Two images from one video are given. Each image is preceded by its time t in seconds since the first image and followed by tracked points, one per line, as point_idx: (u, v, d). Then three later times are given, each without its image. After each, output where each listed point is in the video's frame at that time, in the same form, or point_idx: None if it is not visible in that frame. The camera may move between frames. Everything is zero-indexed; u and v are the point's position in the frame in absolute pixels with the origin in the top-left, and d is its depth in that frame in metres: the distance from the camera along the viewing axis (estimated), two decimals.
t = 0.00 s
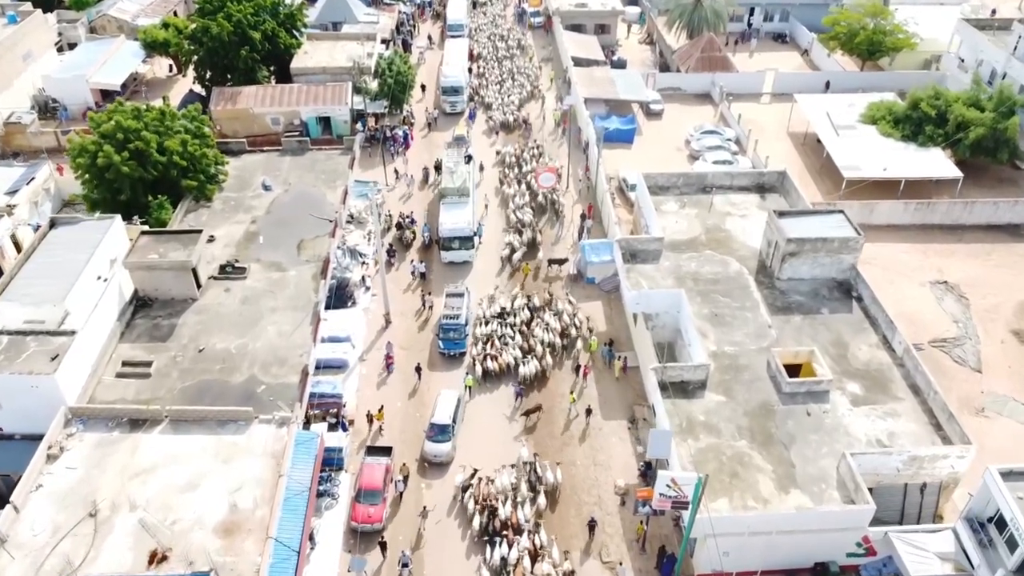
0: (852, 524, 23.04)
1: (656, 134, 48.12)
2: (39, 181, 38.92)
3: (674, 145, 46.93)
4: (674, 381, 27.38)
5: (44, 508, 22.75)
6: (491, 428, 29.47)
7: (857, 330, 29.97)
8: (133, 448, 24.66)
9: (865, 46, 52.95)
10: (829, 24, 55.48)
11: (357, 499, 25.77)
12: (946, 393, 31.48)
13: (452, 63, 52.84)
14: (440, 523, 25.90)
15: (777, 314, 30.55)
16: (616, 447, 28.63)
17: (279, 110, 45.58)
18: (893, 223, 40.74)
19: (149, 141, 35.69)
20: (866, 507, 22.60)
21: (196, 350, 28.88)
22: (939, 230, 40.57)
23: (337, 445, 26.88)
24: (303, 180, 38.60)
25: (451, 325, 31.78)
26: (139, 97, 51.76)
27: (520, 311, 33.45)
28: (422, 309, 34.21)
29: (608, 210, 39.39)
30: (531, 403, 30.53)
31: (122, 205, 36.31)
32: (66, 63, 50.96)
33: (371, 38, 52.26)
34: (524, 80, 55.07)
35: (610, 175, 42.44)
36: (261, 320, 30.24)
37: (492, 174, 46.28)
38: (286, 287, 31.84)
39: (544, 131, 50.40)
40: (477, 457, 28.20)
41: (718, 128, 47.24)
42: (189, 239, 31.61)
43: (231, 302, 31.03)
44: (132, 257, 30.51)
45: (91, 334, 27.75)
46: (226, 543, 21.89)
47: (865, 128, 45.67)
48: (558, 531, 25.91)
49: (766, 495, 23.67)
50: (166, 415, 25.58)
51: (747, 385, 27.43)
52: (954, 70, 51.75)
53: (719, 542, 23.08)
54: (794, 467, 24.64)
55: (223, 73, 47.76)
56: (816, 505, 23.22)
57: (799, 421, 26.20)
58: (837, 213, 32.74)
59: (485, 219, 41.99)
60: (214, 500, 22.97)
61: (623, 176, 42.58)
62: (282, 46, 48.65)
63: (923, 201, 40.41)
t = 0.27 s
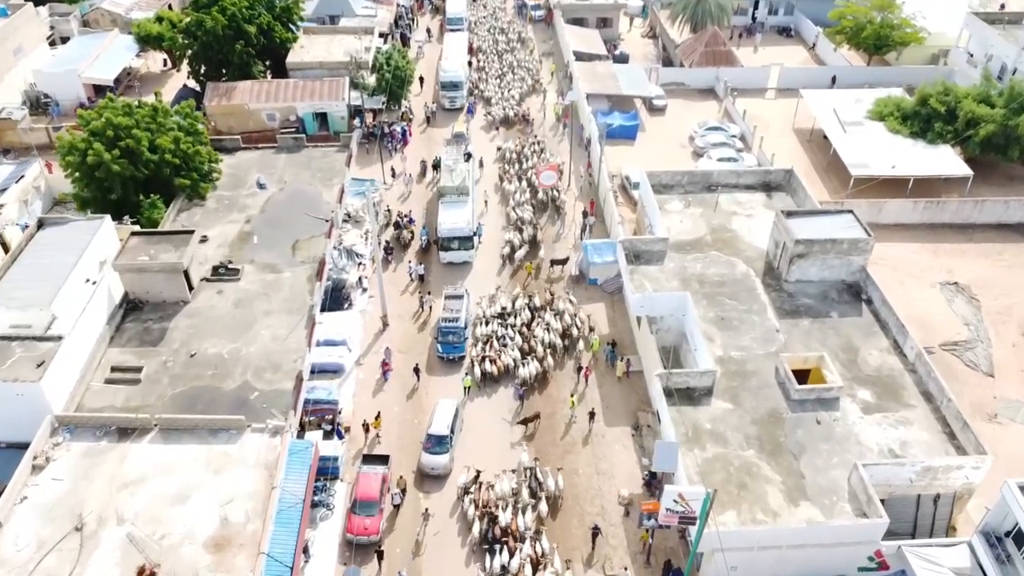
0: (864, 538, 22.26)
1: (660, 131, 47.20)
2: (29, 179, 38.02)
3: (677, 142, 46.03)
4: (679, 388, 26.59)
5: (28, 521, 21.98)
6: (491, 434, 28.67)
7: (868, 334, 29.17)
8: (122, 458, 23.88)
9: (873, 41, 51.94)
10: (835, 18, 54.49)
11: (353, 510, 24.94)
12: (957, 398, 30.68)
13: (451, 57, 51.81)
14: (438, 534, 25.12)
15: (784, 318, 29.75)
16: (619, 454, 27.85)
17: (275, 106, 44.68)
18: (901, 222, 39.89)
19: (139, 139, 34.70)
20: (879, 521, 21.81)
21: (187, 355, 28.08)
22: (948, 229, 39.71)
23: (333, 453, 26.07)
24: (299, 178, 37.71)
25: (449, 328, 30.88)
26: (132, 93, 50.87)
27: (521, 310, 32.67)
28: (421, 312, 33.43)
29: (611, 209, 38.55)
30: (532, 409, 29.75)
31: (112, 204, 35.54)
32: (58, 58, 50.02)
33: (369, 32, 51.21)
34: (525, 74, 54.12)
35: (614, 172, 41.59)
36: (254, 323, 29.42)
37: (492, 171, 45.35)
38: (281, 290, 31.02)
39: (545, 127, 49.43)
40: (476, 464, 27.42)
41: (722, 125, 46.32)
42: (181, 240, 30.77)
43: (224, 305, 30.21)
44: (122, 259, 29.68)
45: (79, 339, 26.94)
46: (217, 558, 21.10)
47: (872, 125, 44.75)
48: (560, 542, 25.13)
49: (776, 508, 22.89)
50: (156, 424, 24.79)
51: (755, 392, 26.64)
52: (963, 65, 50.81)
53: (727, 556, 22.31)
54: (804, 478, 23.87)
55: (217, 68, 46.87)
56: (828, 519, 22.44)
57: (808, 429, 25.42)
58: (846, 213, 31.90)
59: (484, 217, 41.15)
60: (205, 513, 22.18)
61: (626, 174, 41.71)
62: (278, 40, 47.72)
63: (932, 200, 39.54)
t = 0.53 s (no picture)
0: (880, 557, 21.34)
1: (664, 126, 46.11)
2: (16, 176, 36.96)
3: (682, 138, 44.95)
4: (686, 397, 25.70)
5: (7, 539, 21.07)
6: (491, 443, 27.70)
7: (880, 340, 28.23)
8: (107, 471, 22.97)
9: (881, 34, 50.78)
10: (843, 11, 53.32)
11: (347, 525, 24.02)
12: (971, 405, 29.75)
13: (450, 51, 50.63)
14: (436, 548, 24.21)
15: (794, 323, 28.80)
16: (623, 464, 26.92)
17: (270, 101, 43.60)
18: (912, 222, 38.88)
19: (128, 136, 33.76)
20: (895, 539, 20.88)
21: (177, 362, 27.12)
22: (960, 229, 38.70)
23: (326, 466, 25.16)
24: (294, 176, 36.67)
25: (448, 333, 29.84)
26: (124, 87, 49.76)
27: (522, 312, 31.89)
28: (418, 314, 32.53)
29: (614, 207, 37.57)
30: (534, 415, 28.87)
31: (102, 204, 34.56)
32: (48, 51, 48.87)
33: (366, 25, 49.98)
34: (525, 68, 52.94)
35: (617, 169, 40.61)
36: (246, 328, 28.46)
37: (492, 168, 44.27)
38: (274, 293, 30.03)
39: (546, 123, 48.31)
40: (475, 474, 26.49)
41: (728, 120, 45.23)
42: (171, 241, 29.77)
43: (215, 309, 29.24)
44: (109, 262, 28.70)
45: (63, 345, 25.99)
46: None
47: (881, 121, 43.65)
48: (562, 556, 24.22)
49: (787, 525, 22.00)
50: (142, 436, 23.86)
51: (765, 401, 25.73)
52: (974, 59, 49.70)
53: None
54: (816, 493, 22.97)
55: (211, 62, 45.78)
56: (842, 536, 21.54)
57: (820, 441, 24.51)
58: (858, 214, 30.91)
59: (484, 215, 40.16)
60: (192, 530, 21.29)
61: (629, 171, 40.67)
62: (273, 33, 46.58)
63: (943, 199, 38.53)
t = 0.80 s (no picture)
0: None
1: (668, 123, 45.02)
2: (2, 175, 35.93)
3: (686, 135, 43.89)
4: (693, 407, 24.78)
5: None
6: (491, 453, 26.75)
7: (894, 347, 27.29)
8: (91, 486, 22.06)
9: (890, 27, 49.57)
10: (851, 4, 52.11)
11: (342, 541, 23.05)
12: (987, 413, 28.83)
13: (449, 45, 49.44)
14: (434, 565, 23.28)
15: (805, 329, 27.86)
16: (628, 476, 26.00)
17: (264, 97, 42.51)
18: (923, 221, 37.86)
19: (116, 135, 32.82)
20: (913, 559, 19.92)
21: (165, 370, 26.19)
22: (973, 228, 37.68)
23: (321, 479, 24.21)
24: (288, 175, 35.64)
25: (447, 339, 28.77)
26: (116, 82, 48.66)
27: (523, 314, 30.95)
28: (415, 319, 31.58)
29: (617, 205, 36.53)
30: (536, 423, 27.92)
31: (90, 203, 33.62)
32: (37, 45, 47.71)
33: (363, 18, 48.70)
34: (526, 61, 51.81)
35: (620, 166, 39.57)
36: (237, 334, 27.52)
37: (492, 165, 43.19)
38: (267, 297, 29.07)
39: (547, 118, 47.19)
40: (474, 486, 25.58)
41: (733, 116, 44.14)
42: (159, 244, 28.79)
43: (205, 314, 28.29)
44: (95, 265, 27.72)
45: (47, 353, 25.05)
46: None
47: (891, 117, 42.56)
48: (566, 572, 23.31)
49: (800, 543, 21.11)
50: (128, 449, 22.94)
51: (775, 411, 24.81)
52: (985, 54, 48.55)
53: None
54: (829, 509, 22.06)
55: (204, 56, 44.65)
56: (857, 556, 20.63)
57: (833, 454, 23.59)
58: (871, 215, 29.92)
59: (484, 214, 39.13)
60: (179, 550, 20.39)
61: (633, 169, 39.62)
62: (267, 27, 45.42)
63: (955, 198, 37.51)
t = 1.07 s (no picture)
0: None
1: (673, 119, 43.92)
2: None
3: (691, 131, 42.83)
4: (702, 419, 23.84)
5: None
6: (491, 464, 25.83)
7: (908, 355, 26.36)
8: (74, 503, 21.15)
9: (900, 21, 48.36)
10: None
11: (336, 558, 22.09)
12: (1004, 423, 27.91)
13: (448, 38, 48.14)
14: None
15: (816, 336, 26.93)
16: (633, 489, 25.09)
17: (259, 92, 41.48)
18: (935, 221, 36.86)
19: (104, 132, 31.72)
20: None
21: (153, 379, 25.25)
22: (986, 229, 36.68)
23: (315, 493, 23.29)
24: (282, 173, 34.61)
25: (446, 345, 27.84)
26: (108, 77, 47.57)
27: (523, 317, 30.08)
28: (412, 323, 30.65)
29: (620, 203, 35.49)
30: (537, 433, 26.99)
31: (78, 204, 32.66)
32: (27, 38, 46.57)
33: (359, 11, 47.43)
34: (527, 54, 50.81)
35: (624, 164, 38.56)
36: (228, 342, 26.58)
37: (493, 162, 42.06)
38: (259, 301, 28.09)
39: (549, 114, 46.06)
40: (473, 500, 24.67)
41: (739, 112, 43.06)
42: (148, 247, 27.82)
43: (196, 320, 27.34)
44: (81, 270, 26.74)
45: (30, 362, 24.10)
46: None
47: (902, 114, 41.48)
48: None
49: (813, 564, 20.23)
50: (113, 463, 22.02)
51: (786, 423, 23.90)
52: (997, 48, 47.43)
53: None
54: (844, 527, 21.15)
55: (197, 50, 43.50)
56: None
57: (847, 468, 22.69)
58: (885, 217, 28.95)
59: (484, 213, 38.11)
60: (165, 571, 19.50)
61: (637, 166, 38.59)
62: (262, 20, 44.29)
63: (969, 198, 36.51)
